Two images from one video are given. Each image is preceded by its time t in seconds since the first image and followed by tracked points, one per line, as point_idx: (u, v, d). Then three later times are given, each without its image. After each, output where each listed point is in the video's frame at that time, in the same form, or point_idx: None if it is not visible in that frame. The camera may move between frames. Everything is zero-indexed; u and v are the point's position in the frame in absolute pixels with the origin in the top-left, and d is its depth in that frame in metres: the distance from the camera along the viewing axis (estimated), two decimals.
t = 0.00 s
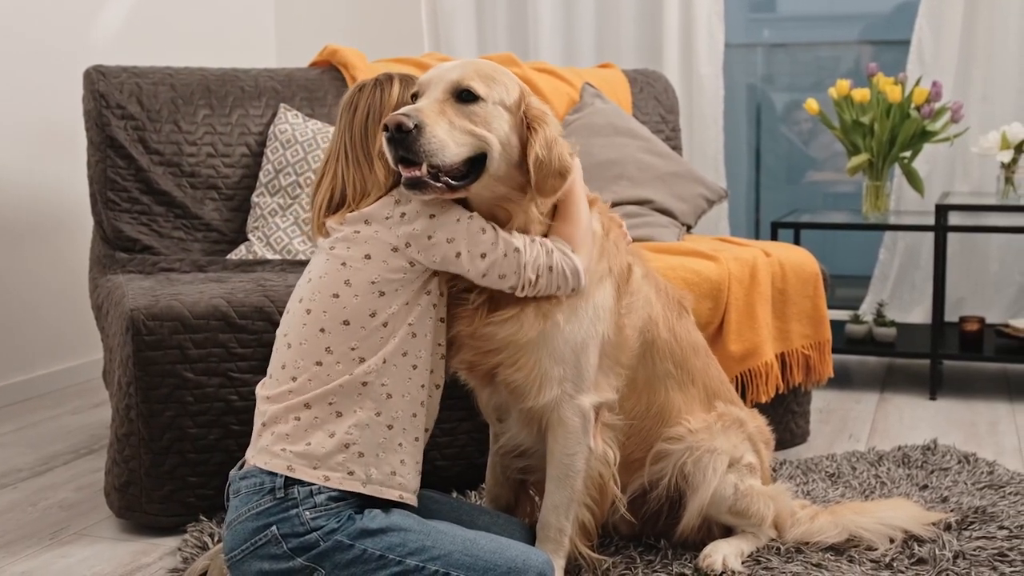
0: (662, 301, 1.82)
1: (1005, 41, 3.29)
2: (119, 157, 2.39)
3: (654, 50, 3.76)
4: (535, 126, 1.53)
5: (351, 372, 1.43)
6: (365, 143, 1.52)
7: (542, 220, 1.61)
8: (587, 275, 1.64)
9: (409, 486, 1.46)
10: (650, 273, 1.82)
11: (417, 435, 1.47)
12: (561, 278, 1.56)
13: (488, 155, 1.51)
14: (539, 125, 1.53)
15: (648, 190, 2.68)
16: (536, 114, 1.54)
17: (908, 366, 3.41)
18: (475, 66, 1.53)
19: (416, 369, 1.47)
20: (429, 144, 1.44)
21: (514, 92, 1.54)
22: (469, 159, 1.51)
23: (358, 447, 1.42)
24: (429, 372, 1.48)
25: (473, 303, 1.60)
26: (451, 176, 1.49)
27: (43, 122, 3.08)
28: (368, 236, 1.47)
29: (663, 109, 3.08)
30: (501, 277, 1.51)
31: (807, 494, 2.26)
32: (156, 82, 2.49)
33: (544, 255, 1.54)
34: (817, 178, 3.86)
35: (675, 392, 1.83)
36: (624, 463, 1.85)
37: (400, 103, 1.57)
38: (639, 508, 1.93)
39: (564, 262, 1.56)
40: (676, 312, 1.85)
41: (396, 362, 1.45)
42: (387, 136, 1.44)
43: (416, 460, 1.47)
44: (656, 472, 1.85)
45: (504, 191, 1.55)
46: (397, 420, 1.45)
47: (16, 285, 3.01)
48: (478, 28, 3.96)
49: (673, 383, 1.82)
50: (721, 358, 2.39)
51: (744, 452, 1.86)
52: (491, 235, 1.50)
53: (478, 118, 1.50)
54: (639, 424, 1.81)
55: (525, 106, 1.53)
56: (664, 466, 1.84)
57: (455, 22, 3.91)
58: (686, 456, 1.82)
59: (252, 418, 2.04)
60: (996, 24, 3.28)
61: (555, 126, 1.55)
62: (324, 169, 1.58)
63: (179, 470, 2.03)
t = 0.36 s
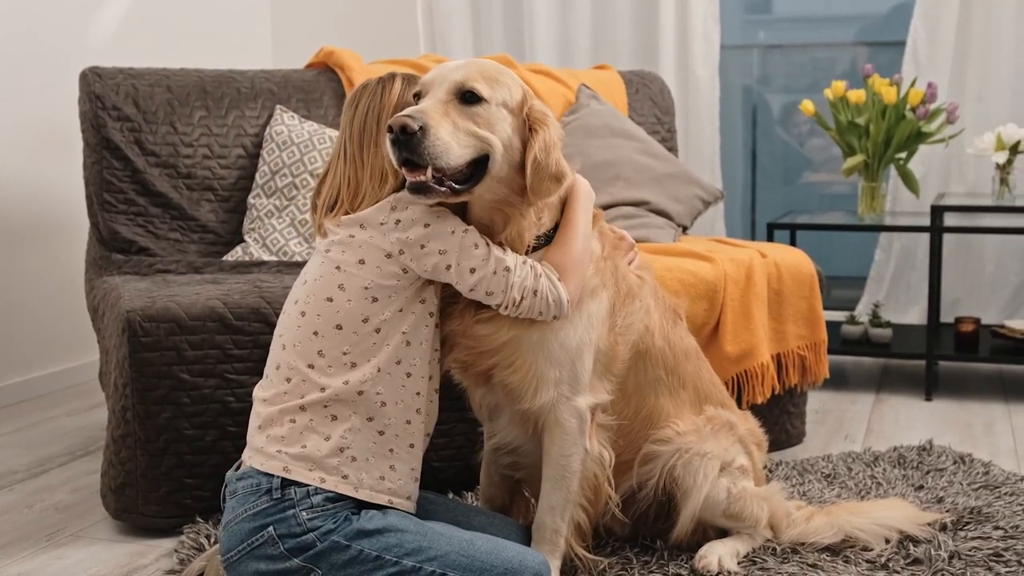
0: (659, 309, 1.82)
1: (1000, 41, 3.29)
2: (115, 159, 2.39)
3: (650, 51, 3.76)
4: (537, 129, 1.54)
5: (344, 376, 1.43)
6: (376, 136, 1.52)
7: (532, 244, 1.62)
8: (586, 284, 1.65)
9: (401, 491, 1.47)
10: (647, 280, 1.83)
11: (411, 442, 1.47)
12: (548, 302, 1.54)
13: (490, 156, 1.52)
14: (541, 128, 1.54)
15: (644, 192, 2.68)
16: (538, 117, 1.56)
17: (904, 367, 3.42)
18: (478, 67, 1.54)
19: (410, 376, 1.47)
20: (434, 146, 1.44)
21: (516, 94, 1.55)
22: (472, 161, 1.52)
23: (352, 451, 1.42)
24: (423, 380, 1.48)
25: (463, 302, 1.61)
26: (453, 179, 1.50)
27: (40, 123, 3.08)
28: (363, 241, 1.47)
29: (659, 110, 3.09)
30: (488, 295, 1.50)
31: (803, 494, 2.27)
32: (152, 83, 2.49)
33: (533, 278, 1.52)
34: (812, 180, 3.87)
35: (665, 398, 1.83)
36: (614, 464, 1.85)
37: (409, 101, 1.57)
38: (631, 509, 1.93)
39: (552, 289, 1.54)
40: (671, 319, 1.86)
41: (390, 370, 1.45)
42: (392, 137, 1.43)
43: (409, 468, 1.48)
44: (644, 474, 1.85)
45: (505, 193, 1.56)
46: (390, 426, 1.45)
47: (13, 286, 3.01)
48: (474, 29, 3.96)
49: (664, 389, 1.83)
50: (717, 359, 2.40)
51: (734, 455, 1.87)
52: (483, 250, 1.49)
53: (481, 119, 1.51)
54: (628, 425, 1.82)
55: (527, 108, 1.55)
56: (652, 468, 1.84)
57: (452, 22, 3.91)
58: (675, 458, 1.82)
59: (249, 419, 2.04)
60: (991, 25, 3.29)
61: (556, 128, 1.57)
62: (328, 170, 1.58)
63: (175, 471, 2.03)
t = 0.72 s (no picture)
0: (661, 309, 1.83)
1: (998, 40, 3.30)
2: (114, 159, 2.40)
3: (648, 51, 3.77)
4: (543, 130, 1.56)
5: (339, 376, 1.43)
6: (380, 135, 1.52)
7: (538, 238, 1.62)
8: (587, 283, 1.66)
9: (397, 491, 1.47)
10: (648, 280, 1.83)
11: (408, 443, 1.48)
12: (552, 283, 1.54)
13: (493, 155, 1.53)
14: (546, 129, 1.56)
15: (642, 191, 2.69)
16: (542, 117, 1.57)
17: (902, 367, 3.43)
18: (484, 66, 1.55)
19: (406, 377, 1.47)
20: (438, 143, 1.46)
21: (521, 94, 1.57)
22: (475, 160, 1.53)
23: (348, 452, 1.43)
24: (420, 380, 1.48)
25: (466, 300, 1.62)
26: (456, 177, 1.52)
27: (39, 124, 3.09)
28: (357, 241, 1.47)
29: (657, 110, 3.09)
30: (491, 280, 1.50)
31: (801, 493, 2.27)
32: (151, 84, 2.50)
33: (534, 259, 1.53)
34: (811, 179, 3.87)
35: (667, 397, 1.84)
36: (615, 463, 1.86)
37: (413, 99, 1.58)
38: (629, 508, 1.94)
39: (554, 265, 1.54)
40: (672, 319, 1.86)
41: (387, 371, 1.45)
42: (395, 133, 1.45)
43: (406, 468, 1.48)
44: (645, 473, 1.86)
45: (508, 192, 1.57)
46: (387, 427, 1.45)
47: (12, 286, 3.01)
48: (473, 29, 3.96)
49: (666, 388, 1.83)
50: (715, 358, 2.40)
51: (733, 454, 1.87)
52: (480, 240, 1.50)
53: (485, 118, 1.52)
54: (630, 425, 1.82)
55: (532, 109, 1.57)
56: (652, 467, 1.85)
57: (450, 23, 3.92)
58: (675, 457, 1.83)
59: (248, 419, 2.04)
60: (990, 26, 3.29)
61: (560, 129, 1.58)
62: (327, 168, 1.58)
63: (174, 470, 2.04)
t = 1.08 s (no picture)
0: (660, 306, 1.83)
1: (996, 38, 3.30)
2: (113, 156, 2.40)
3: (647, 49, 3.77)
4: (546, 126, 1.57)
5: (335, 375, 1.44)
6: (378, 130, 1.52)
7: (530, 237, 1.61)
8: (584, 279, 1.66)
9: (394, 489, 1.48)
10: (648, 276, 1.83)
11: (405, 441, 1.49)
12: (539, 295, 1.54)
13: (497, 149, 1.54)
14: (549, 125, 1.57)
15: (640, 189, 2.69)
16: (546, 113, 1.58)
17: (900, 364, 3.43)
18: (487, 60, 1.56)
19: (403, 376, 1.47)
20: (442, 134, 1.46)
21: (524, 90, 1.57)
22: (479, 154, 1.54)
23: (346, 449, 1.43)
24: (417, 379, 1.49)
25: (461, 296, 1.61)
26: (460, 170, 1.52)
27: (38, 122, 3.09)
28: (351, 239, 1.47)
29: (655, 108, 3.09)
30: (481, 289, 1.50)
31: (800, 490, 2.28)
32: (149, 82, 2.50)
33: (525, 271, 1.53)
34: (809, 177, 3.88)
35: (668, 393, 1.84)
36: (617, 460, 1.86)
37: (415, 93, 1.59)
38: (630, 505, 1.95)
39: (544, 280, 1.54)
40: (672, 316, 1.87)
41: (384, 369, 1.46)
42: (401, 124, 1.45)
43: (403, 465, 1.49)
44: (647, 471, 1.87)
45: (510, 187, 1.58)
46: (384, 424, 1.46)
47: (10, 284, 3.01)
48: (471, 26, 3.96)
49: (666, 385, 1.83)
50: (714, 355, 2.40)
51: (734, 451, 1.87)
52: (472, 246, 1.49)
53: (489, 112, 1.53)
54: (631, 422, 1.82)
55: (535, 104, 1.57)
56: (655, 464, 1.85)
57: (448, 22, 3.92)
58: (677, 454, 1.83)
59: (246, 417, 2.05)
60: (988, 24, 3.29)
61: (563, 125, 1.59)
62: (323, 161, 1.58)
63: (173, 468, 2.04)
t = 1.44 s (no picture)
0: (656, 307, 1.83)
1: (993, 36, 3.30)
2: (110, 155, 2.40)
3: (644, 47, 3.77)
4: (542, 128, 1.57)
5: (329, 375, 1.44)
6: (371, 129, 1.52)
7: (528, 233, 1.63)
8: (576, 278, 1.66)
9: (384, 488, 1.49)
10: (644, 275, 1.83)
11: (397, 442, 1.49)
12: (524, 309, 1.55)
13: (493, 149, 1.54)
14: (545, 127, 1.57)
15: (637, 187, 2.70)
16: (542, 115, 1.59)
17: (897, 362, 3.44)
18: (486, 60, 1.56)
19: (397, 378, 1.48)
20: (440, 131, 1.46)
21: (520, 90, 1.58)
22: (474, 153, 1.54)
23: (341, 448, 1.44)
24: (410, 380, 1.49)
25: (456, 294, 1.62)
26: (456, 169, 1.52)
27: (36, 119, 3.09)
28: (342, 239, 1.47)
29: (652, 106, 3.10)
30: (467, 299, 1.50)
31: (796, 488, 2.28)
32: (147, 80, 2.49)
33: (512, 285, 1.53)
34: (806, 175, 3.88)
35: (663, 393, 1.84)
36: (612, 459, 1.87)
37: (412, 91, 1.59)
38: (626, 503, 1.96)
39: (531, 293, 1.55)
40: (668, 316, 1.87)
41: (379, 371, 1.46)
42: (400, 120, 1.45)
43: (395, 466, 1.50)
44: (642, 469, 1.87)
45: (505, 188, 1.58)
46: (377, 426, 1.46)
47: (6, 282, 3.01)
48: (468, 24, 3.96)
49: (661, 385, 1.84)
50: (711, 353, 2.41)
51: (730, 449, 1.87)
52: (462, 254, 1.49)
53: (486, 111, 1.53)
54: (626, 420, 1.83)
55: (530, 106, 1.58)
56: (650, 462, 1.86)
57: (445, 19, 3.92)
58: (672, 453, 1.84)
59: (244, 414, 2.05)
60: (985, 22, 3.29)
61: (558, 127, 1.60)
62: (316, 156, 1.58)
63: (171, 466, 2.04)
